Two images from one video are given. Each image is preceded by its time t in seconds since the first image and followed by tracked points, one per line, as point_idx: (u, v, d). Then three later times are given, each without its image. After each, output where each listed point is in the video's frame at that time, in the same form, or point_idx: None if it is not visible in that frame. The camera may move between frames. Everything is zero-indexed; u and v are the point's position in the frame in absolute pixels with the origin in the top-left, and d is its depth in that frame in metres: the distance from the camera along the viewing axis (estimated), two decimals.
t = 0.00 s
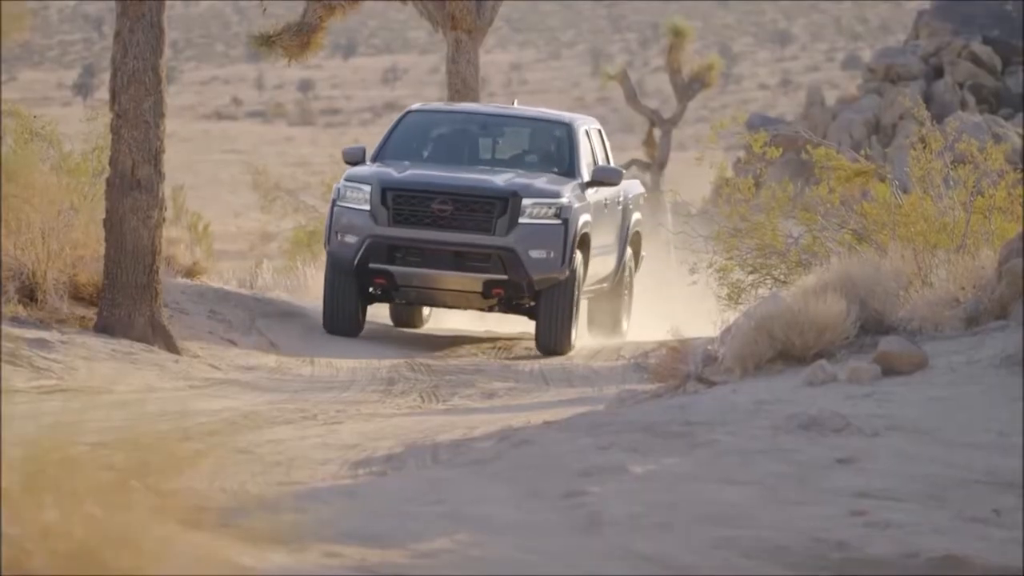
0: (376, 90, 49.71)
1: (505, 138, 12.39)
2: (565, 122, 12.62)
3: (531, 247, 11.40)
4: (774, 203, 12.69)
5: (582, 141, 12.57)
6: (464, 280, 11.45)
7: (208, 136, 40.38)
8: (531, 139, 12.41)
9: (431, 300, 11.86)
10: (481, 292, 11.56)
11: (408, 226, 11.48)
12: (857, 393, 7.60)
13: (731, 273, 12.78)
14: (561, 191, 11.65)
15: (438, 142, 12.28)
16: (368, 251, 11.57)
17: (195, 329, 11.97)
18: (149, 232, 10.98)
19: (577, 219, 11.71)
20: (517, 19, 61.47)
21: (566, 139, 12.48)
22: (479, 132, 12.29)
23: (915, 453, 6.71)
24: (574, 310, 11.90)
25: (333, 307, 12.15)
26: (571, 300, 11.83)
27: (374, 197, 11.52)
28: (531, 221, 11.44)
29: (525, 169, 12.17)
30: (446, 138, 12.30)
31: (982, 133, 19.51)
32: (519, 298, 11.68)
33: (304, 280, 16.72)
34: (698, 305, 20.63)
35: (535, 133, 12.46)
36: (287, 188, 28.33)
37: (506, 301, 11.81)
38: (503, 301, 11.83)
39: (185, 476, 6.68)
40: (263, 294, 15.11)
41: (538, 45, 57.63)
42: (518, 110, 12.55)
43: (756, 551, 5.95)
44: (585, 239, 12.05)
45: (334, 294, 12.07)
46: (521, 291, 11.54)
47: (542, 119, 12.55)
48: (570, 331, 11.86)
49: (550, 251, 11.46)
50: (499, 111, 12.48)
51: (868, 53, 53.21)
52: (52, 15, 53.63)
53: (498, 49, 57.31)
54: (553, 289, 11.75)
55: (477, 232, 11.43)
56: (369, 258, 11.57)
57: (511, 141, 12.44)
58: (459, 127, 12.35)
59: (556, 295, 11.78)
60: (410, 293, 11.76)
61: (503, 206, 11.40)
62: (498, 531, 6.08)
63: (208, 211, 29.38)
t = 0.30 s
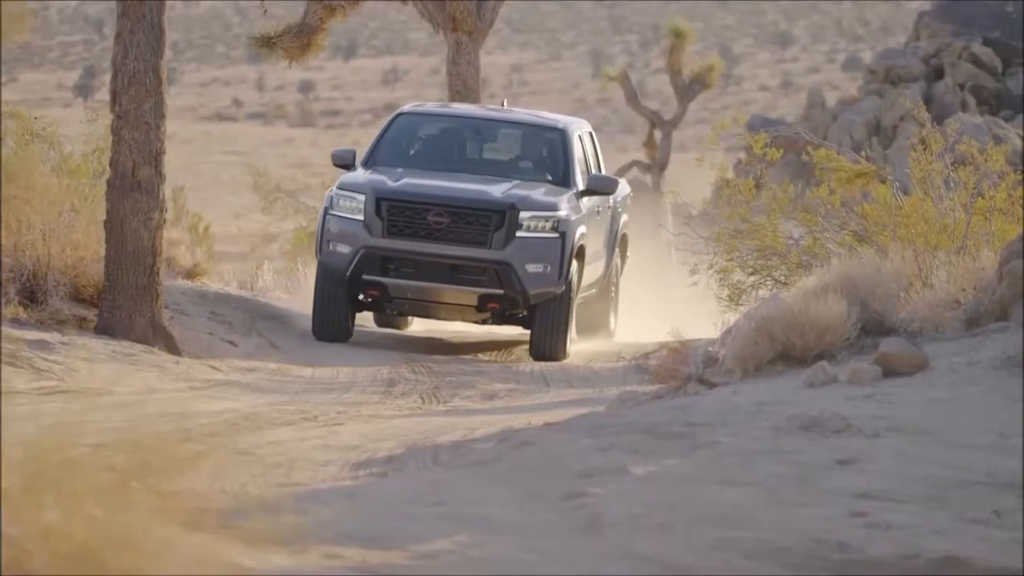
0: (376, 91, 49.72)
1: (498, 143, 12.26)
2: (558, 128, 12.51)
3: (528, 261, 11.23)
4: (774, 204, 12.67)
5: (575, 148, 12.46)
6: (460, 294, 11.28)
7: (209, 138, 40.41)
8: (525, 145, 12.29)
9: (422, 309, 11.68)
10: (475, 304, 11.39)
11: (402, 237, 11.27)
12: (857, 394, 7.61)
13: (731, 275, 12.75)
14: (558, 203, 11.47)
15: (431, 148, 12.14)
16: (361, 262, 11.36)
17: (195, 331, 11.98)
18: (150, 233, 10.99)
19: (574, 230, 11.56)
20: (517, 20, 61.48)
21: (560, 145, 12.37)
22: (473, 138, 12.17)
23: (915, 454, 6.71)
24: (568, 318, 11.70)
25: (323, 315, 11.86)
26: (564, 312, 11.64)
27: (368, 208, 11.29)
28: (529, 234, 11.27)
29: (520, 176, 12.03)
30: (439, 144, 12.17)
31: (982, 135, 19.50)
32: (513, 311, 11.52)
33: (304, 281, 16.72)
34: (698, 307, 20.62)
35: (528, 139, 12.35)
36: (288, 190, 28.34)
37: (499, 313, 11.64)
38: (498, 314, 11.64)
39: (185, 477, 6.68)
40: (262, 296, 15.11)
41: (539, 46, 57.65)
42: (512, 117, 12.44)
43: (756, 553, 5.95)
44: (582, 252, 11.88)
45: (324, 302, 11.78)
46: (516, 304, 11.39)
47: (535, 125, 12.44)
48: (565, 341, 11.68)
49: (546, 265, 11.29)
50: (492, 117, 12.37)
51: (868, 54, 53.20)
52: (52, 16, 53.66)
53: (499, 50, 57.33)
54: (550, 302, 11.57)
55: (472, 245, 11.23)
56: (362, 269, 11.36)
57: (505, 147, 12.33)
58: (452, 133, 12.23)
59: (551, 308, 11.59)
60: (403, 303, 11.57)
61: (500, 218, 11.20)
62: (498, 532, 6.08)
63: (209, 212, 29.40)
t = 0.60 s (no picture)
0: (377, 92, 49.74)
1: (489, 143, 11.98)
2: (551, 128, 12.21)
3: (527, 270, 10.87)
4: (774, 205, 12.66)
5: (569, 149, 12.15)
6: (457, 305, 10.90)
7: (210, 138, 40.44)
8: (516, 146, 12.00)
9: (419, 321, 11.29)
10: (474, 315, 11.01)
11: (398, 247, 10.87)
12: (857, 394, 7.61)
13: (732, 275, 12.73)
14: (555, 209, 11.09)
15: (420, 149, 11.86)
16: (355, 273, 10.96)
17: (196, 331, 11.98)
18: (150, 233, 10.99)
19: (571, 236, 11.19)
20: (517, 21, 61.48)
21: (552, 145, 12.08)
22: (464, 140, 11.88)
23: (915, 454, 6.71)
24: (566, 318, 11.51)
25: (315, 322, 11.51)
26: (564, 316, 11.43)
27: (362, 218, 10.87)
28: (526, 242, 10.90)
29: (512, 179, 11.73)
30: (428, 144, 11.89)
31: (982, 135, 19.50)
32: (509, 321, 11.14)
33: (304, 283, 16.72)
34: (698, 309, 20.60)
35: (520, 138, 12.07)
36: (289, 191, 28.37)
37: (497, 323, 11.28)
38: (495, 324, 11.25)
39: (186, 477, 6.69)
40: (262, 296, 15.10)
41: (540, 47, 57.67)
42: (503, 117, 12.16)
43: (756, 553, 5.95)
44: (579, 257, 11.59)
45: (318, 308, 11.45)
46: (516, 315, 11.01)
47: (527, 125, 12.15)
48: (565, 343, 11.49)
49: (545, 273, 10.93)
50: (484, 117, 12.09)
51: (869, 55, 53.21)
52: (53, 17, 53.68)
53: (499, 51, 57.35)
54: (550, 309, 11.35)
55: (470, 254, 10.86)
56: (357, 281, 10.96)
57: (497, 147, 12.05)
58: (441, 134, 11.95)
59: (549, 314, 11.39)
60: (397, 315, 11.17)
61: (498, 227, 10.83)
62: (498, 532, 6.09)
63: (209, 213, 29.42)
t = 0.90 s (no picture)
0: (377, 91, 49.76)
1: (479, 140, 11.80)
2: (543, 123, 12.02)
3: (524, 268, 10.71)
4: (774, 203, 12.63)
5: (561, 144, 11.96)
6: (454, 305, 10.74)
7: (210, 138, 40.47)
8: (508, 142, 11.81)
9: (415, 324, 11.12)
10: (471, 315, 10.84)
11: (393, 248, 10.72)
12: (857, 394, 7.61)
13: (732, 274, 12.72)
14: (551, 207, 10.96)
15: (410, 147, 11.67)
16: (350, 276, 10.80)
17: (196, 330, 11.99)
18: (150, 233, 11.00)
19: (568, 234, 11.04)
20: (518, 20, 61.47)
21: (545, 141, 11.90)
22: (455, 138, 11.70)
23: (915, 454, 6.72)
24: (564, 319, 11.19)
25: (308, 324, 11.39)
26: (562, 313, 11.13)
27: (356, 218, 10.73)
28: (523, 240, 10.75)
29: (504, 176, 11.55)
30: (418, 143, 11.71)
31: (983, 135, 19.50)
32: (507, 321, 10.97)
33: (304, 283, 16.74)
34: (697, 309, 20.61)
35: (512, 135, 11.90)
36: (289, 190, 28.40)
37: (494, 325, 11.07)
38: (491, 326, 11.06)
39: (186, 477, 6.68)
40: (262, 296, 15.13)
41: (540, 47, 57.68)
42: (494, 112, 11.97)
43: (757, 553, 5.95)
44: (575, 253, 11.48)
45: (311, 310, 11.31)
46: (514, 315, 10.84)
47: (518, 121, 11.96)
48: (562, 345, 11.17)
49: (542, 271, 10.78)
50: (474, 113, 11.91)
51: (869, 55, 53.21)
52: (53, 17, 53.70)
53: (499, 51, 57.37)
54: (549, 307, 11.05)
55: (466, 254, 10.71)
56: (352, 283, 10.80)
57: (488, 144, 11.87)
58: (430, 132, 11.76)
59: (548, 311, 11.09)
60: (393, 318, 11.00)
61: (494, 225, 10.69)
62: (498, 532, 6.09)
63: (210, 212, 29.46)
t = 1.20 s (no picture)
0: (377, 91, 49.78)
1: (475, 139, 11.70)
2: (538, 124, 11.93)
3: (524, 266, 10.58)
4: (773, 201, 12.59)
5: (558, 144, 11.87)
6: (453, 304, 10.57)
7: (210, 137, 40.50)
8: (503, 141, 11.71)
9: (412, 324, 10.95)
10: (470, 315, 10.67)
11: (391, 245, 10.55)
12: (858, 394, 7.61)
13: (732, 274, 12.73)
14: (551, 205, 10.85)
15: (404, 147, 11.56)
16: (347, 273, 10.62)
17: (197, 330, 12.00)
18: (150, 233, 11.00)
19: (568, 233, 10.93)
20: (518, 20, 61.47)
21: (540, 141, 11.82)
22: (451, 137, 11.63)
23: (915, 453, 6.72)
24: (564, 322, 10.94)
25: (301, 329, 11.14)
26: (563, 312, 10.90)
27: (353, 214, 10.56)
28: (523, 237, 10.63)
29: (501, 175, 11.45)
30: (412, 143, 11.60)
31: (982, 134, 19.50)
32: (505, 321, 10.80)
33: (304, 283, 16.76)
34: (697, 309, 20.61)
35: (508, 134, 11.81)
36: (289, 190, 28.42)
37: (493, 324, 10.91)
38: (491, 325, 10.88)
39: (185, 477, 6.68)
40: (261, 295, 15.14)
41: (540, 46, 57.69)
42: (488, 112, 11.88)
43: (757, 553, 5.95)
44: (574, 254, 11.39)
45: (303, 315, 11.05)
46: (513, 314, 10.69)
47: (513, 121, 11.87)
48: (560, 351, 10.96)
49: (543, 270, 10.65)
50: (469, 113, 11.82)
51: (869, 55, 53.21)
52: (53, 17, 53.71)
53: (500, 50, 57.39)
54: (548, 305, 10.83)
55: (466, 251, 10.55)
56: (348, 280, 10.62)
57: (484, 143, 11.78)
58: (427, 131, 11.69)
59: (548, 309, 10.85)
60: (390, 316, 10.82)
61: (494, 222, 10.55)
62: (498, 532, 6.09)
63: (210, 212, 29.49)
